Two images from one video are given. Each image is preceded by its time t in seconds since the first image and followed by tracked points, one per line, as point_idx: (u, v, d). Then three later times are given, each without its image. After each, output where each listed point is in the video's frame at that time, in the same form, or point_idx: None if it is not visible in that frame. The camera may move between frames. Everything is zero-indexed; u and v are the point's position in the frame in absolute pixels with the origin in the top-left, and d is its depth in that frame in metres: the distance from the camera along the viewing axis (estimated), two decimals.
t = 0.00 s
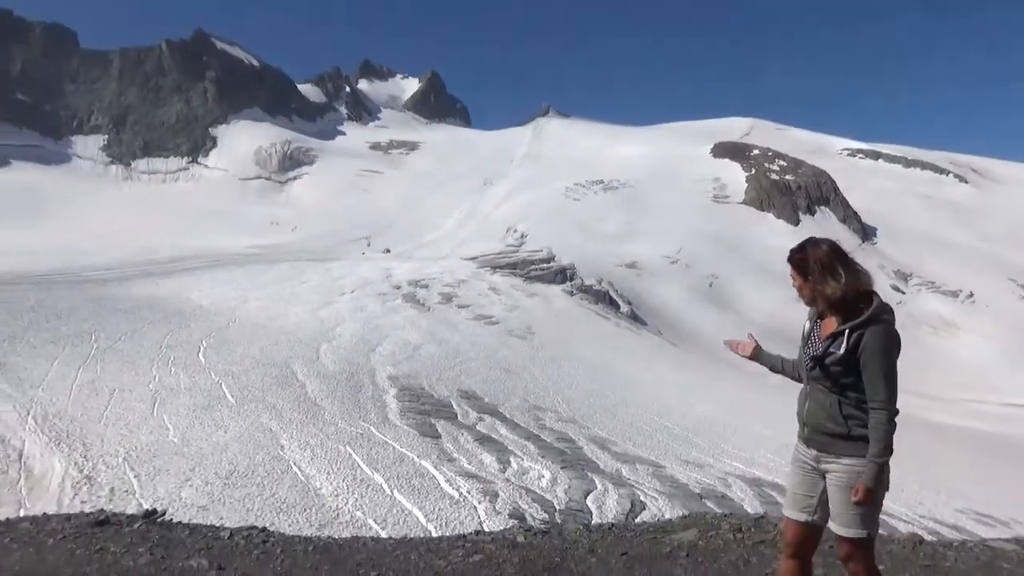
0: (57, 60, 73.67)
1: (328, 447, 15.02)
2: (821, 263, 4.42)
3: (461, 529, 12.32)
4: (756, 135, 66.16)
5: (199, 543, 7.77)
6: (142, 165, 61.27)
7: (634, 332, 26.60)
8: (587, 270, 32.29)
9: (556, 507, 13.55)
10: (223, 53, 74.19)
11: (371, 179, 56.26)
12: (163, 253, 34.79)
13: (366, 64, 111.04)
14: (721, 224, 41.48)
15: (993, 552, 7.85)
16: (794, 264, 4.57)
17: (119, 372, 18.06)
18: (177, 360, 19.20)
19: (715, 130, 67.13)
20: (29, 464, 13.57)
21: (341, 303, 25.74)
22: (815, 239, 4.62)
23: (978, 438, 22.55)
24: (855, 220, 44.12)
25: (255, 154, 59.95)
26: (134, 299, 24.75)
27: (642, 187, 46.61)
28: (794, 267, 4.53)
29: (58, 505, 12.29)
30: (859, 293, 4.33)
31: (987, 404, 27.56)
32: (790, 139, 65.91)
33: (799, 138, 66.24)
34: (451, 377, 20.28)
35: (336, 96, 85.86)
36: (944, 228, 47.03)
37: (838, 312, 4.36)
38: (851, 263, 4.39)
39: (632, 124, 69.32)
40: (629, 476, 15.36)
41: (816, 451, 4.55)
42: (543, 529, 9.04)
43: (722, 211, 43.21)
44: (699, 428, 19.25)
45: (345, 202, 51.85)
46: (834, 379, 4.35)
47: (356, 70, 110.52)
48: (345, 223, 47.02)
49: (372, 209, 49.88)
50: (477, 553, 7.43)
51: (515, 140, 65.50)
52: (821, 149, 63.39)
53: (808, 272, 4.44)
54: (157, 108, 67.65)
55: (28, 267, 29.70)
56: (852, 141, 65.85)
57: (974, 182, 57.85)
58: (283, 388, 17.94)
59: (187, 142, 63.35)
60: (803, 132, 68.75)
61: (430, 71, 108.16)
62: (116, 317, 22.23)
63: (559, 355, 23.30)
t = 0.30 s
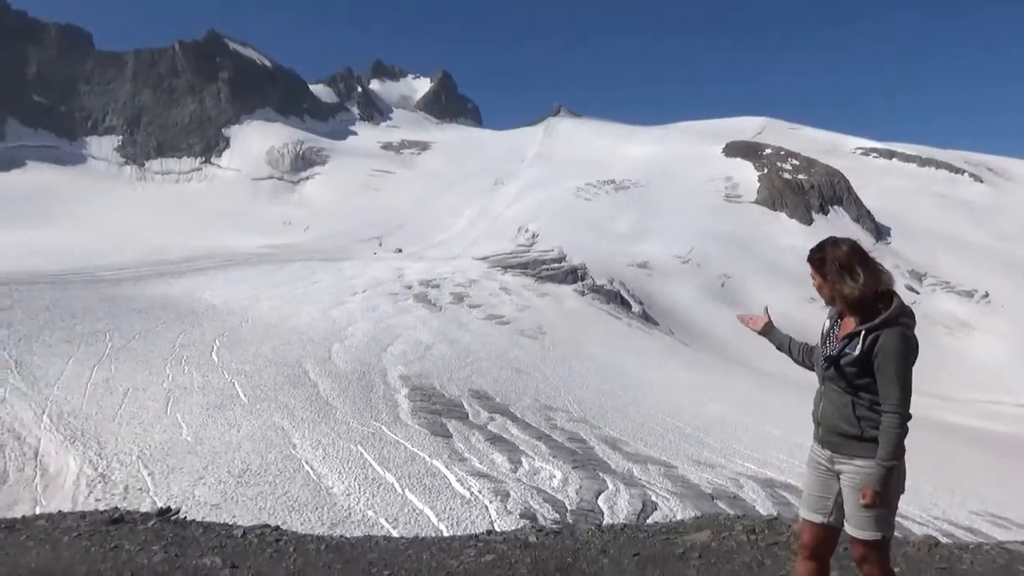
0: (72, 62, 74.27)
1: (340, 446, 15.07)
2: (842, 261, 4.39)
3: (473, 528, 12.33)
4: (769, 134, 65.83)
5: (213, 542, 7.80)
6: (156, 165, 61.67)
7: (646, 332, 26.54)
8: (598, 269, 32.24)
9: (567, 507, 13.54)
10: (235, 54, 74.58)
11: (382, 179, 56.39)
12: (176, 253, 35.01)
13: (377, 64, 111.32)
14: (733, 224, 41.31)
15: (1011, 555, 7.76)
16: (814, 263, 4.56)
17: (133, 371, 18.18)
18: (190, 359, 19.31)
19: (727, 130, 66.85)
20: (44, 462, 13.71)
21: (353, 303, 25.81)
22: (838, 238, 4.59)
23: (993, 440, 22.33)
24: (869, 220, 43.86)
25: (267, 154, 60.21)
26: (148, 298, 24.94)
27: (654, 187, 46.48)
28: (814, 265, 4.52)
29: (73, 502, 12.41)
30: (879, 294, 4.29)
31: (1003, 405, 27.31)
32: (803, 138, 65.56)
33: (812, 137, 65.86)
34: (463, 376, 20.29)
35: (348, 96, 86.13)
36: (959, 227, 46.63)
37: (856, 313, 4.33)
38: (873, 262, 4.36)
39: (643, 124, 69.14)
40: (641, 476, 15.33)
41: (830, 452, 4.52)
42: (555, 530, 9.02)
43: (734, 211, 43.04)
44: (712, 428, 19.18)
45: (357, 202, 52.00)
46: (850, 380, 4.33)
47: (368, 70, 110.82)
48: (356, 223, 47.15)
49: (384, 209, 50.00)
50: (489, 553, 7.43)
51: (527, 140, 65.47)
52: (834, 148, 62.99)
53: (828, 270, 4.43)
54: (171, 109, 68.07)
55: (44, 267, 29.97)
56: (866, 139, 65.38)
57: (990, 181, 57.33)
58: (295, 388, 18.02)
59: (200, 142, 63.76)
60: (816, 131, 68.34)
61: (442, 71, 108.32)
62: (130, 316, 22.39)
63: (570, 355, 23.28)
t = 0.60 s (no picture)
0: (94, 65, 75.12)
1: (357, 446, 15.14)
2: (864, 261, 4.36)
3: (489, 529, 12.34)
4: (787, 133, 65.41)
5: (233, 541, 7.87)
6: (175, 167, 62.29)
7: (663, 333, 26.46)
8: (615, 270, 32.17)
9: (583, 508, 13.53)
10: (253, 57, 75.16)
11: (399, 180, 56.59)
12: (195, 254, 35.33)
13: (394, 65, 111.76)
14: (751, 223, 41.07)
15: None
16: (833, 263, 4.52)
17: (152, 371, 18.36)
18: (209, 359, 19.48)
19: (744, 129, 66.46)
20: (66, 461, 13.89)
21: (370, 304, 25.93)
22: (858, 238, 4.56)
23: (1016, 442, 22.03)
24: (888, 219, 43.48)
25: (285, 156, 60.63)
26: (168, 299, 25.20)
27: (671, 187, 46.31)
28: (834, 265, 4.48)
29: (94, 501, 12.55)
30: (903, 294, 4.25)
31: None
32: (821, 137, 65.07)
33: (831, 136, 65.34)
34: (479, 377, 20.33)
35: (365, 97, 86.55)
36: (981, 226, 46.05)
37: (879, 315, 4.28)
38: (895, 264, 4.33)
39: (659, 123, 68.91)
40: (658, 478, 15.26)
41: (852, 454, 4.48)
42: (573, 530, 9.03)
43: (751, 210, 42.79)
44: (729, 430, 19.07)
45: (373, 203, 52.22)
46: (873, 381, 4.28)
47: (385, 72, 111.32)
48: (373, 224, 47.35)
49: (400, 210, 50.20)
50: (506, 554, 7.43)
51: (542, 140, 65.43)
52: (853, 147, 62.44)
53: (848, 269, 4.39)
54: (190, 111, 68.68)
55: (65, 268, 30.35)
56: (885, 138, 64.75)
57: (1012, 180, 56.57)
58: (312, 388, 18.15)
59: (219, 145, 64.37)
60: (834, 130, 67.79)
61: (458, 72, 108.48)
62: (150, 316, 22.62)
63: (587, 355, 23.26)
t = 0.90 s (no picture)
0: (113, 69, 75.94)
1: (372, 447, 15.20)
2: (896, 259, 4.31)
3: (504, 530, 12.33)
4: (803, 133, 65.02)
5: (250, 540, 7.92)
6: (192, 169, 62.82)
7: (678, 334, 26.36)
8: (630, 271, 32.09)
9: (598, 510, 13.50)
10: (269, 59, 75.69)
11: (414, 181, 56.77)
12: (212, 255, 35.62)
13: (409, 67, 112.19)
14: (767, 224, 40.85)
15: None
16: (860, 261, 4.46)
17: (170, 371, 18.52)
18: (227, 360, 19.64)
19: (760, 129, 66.11)
20: (86, 460, 14.05)
21: (385, 305, 26.03)
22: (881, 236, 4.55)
23: None
24: (907, 220, 43.09)
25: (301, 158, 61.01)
26: (186, 300, 25.42)
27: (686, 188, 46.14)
28: (862, 262, 4.42)
29: (113, 499, 12.68)
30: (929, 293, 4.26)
31: None
32: (838, 137, 64.58)
33: (848, 136, 64.84)
34: (494, 378, 20.34)
35: (380, 99, 86.92)
36: (1001, 226, 45.50)
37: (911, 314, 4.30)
38: (922, 262, 4.33)
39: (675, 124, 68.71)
40: (673, 480, 15.20)
41: (872, 460, 4.44)
42: (589, 532, 9.02)
43: (768, 211, 42.55)
44: (745, 431, 18.96)
45: (388, 204, 52.40)
46: (899, 383, 4.24)
47: (400, 74, 111.76)
48: (388, 225, 47.53)
49: (415, 211, 50.37)
50: (522, 556, 7.42)
51: (557, 142, 65.42)
52: (871, 147, 61.92)
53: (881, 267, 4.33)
54: (207, 114, 69.28)
55: (85, 269, 30.70)
56: (903, 138, 64.17)
57: None
58: (328, 388, 18.24)
59: (236, 147, 64.86)
60: (852, 130, 67.30)
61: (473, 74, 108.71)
62: (168, 318, 22.83)
63: (602, 356, 23.21)
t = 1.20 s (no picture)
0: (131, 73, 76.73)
1: (387, 448, 15.25)
2: (930, 262, 4.42)
3: (519, 532, 12.33)
4: (819, 134, 64.58)
5: (266, 541, 7.98)
6: (209, 172, 63.35)
7: (693, 336, 26.25)
8: (644, 273, 32.01)
9: (613, 512, 13.47)
10: (285, 62, 76.21)
11: (428, 184, 56.93)
12: (229, 257, 35.91)
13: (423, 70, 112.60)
14: (782, 225, 40.61)
15: None
16: (894, 259, 4.50)
17: (187, 372, 18.67)
18: (243, 361, 19.78)
19: (776, 130, 65.76)
20: (104, 460, 14.19)
21: (400, 307, 26.11)
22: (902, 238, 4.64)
23: None
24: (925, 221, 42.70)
25: (316, 160, 61.34)
26: (203, 302, 25.64)
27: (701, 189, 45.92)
28: (899, 259, 4.46)
29: (131, 499, 12.79)
30: (949, 293, 4.44)
31: None
32: (855, 137, 64.09)
33: (865, 136, 64.36)
34: (509, 380, 20.35)
35: (395, 101, 87.27)
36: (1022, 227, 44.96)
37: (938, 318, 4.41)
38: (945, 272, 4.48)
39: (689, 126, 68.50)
40: (688, 483, 15.14)
41: (897, 466, 4.44)
42: (604, 535, 8.98)
43: (783, 213, 42.31)
44: (761, 434, 18.85)
45: (403, 206, 52.57)
46: (927, 385, 4.26)
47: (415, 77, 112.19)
48: (403, 227, 47.69)
49: (430, 213, 50.51)
50: (536, 558, 7.42)
51: (572, 143, 65.39)
52: (888, 148, 61.40)
53: (921, 265, 4.38)
54: (223, 117, 69.84)
55: (104, 271, 31.03)
56: (921, 138, 63.59)
57: None
58: (343, 390, 18.32)
59: (252, 150, 65.33)
60: (868, 131, 66.81)
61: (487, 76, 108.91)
62: (185, 319, 23.03)
63: (616, 358, 23.16)
